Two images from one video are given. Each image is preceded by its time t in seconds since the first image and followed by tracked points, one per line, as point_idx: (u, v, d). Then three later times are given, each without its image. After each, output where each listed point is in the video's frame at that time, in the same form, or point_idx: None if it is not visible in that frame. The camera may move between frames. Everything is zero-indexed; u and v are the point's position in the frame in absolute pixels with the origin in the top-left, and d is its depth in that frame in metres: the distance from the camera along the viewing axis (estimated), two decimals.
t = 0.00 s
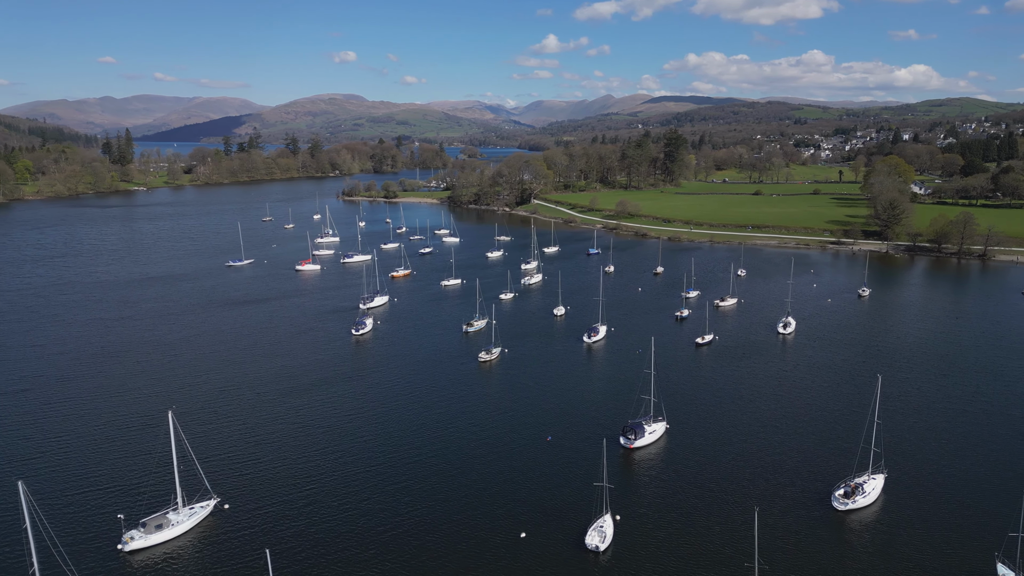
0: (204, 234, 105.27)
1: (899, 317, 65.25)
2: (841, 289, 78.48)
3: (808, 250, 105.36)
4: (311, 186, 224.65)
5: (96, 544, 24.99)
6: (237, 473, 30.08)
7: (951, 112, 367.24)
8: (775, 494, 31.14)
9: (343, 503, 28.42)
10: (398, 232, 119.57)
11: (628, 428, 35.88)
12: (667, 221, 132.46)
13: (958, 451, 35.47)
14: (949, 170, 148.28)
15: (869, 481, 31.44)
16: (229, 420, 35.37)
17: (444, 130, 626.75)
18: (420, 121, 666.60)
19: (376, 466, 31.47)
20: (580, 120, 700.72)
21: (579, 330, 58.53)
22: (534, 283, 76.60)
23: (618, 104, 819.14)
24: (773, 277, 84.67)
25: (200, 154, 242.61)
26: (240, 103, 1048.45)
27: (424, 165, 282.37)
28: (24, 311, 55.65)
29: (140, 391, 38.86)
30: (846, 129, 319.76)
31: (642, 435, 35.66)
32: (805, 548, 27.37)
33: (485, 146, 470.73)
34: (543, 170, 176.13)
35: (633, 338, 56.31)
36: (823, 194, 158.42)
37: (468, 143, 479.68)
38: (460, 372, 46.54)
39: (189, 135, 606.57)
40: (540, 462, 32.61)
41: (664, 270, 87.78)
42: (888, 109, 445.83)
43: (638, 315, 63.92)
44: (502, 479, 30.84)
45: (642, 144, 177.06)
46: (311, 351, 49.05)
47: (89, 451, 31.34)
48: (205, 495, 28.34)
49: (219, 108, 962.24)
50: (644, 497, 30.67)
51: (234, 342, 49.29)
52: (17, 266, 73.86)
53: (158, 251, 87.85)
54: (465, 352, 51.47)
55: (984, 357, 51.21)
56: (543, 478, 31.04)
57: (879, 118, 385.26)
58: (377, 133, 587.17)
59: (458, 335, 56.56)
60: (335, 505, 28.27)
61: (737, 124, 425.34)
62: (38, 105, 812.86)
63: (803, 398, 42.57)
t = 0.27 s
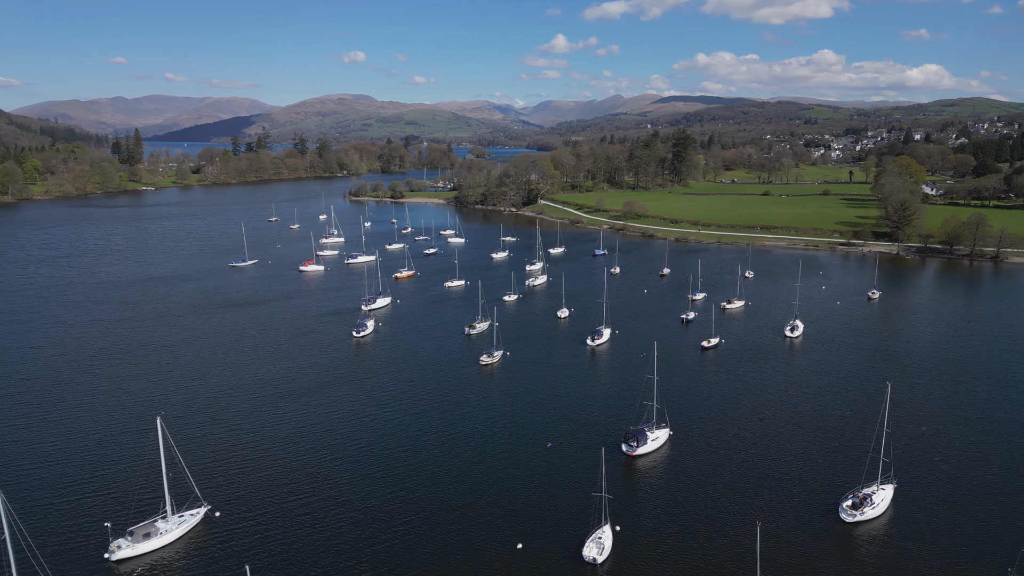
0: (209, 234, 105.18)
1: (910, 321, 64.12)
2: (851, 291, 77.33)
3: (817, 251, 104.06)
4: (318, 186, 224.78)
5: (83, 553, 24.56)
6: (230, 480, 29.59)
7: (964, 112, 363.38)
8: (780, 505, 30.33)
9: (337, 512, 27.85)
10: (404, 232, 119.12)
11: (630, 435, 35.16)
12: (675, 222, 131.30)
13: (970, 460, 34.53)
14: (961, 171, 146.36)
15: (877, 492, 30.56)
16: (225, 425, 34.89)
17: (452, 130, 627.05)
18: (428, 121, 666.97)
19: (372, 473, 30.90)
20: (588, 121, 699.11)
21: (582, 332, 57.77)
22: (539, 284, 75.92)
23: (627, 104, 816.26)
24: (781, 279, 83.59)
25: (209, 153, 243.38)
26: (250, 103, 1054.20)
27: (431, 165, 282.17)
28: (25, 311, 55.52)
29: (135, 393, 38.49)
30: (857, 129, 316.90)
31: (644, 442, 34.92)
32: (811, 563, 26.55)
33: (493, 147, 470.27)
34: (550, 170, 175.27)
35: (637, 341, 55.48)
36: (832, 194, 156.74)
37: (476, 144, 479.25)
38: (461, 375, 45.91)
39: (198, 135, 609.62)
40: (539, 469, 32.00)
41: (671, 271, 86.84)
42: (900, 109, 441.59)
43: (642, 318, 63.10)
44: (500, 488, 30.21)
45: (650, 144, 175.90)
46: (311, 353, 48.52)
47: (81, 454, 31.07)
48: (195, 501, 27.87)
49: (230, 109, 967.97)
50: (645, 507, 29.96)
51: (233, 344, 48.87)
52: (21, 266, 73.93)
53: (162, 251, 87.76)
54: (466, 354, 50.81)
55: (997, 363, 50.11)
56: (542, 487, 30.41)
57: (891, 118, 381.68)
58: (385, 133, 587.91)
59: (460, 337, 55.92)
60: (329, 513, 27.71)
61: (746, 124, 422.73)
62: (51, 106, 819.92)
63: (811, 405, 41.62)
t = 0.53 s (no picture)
0: (215, 234, 105.13)
1: (920, 324, 62.98)
2: (860, 294, 76.12)
3: (826, 253, 102.77)
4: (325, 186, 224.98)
5: (67, 563, 24.12)
6: (221, 488, 29.08)
7: (977, 112, 359.52)
8: (786, 516, 29.50)
9: (330, 522, 27.24)
10: (409, 233, 118.69)
11: (632, 442, 34.38)
12: (682, 223, 130.12)
13: (982, 470, 33.58)
14: (974, 171, 144.41)
15: (887, 503, 29.65)
16: (219, 430, 34.38)
17: (460, 130, 626.95)
18: (437, 121, 667.28)
19: (366, 481, 30.27)
20: (597, 121, 697.45)
21: (586, 335, 56.96)
22: (543, 286, 75.26)
23: (636, 104, 813.57)
24: (790, 281, 82.51)
25: (217, 154, 244.29)
26: (260, 103, 1058.89)
27: (439, 165, 281.80)
28: (25, 312, 55.33)
29: (130, 397, 38.09)
30: (868, 129, 314.01)
31: (647, 449, 34.13)
32: None
33: (502, 147, 470.24)
34: (557, 170, 174.39)
35: (641, 345, 54.70)
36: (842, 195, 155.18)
37: (485, 144, 479.52)
38: (461, 378, 45.28)
39: (208, 135, 613.23)
40: (537, 478, 31.33)
41: (677, 273, 85.93)
42: (912, 109, 437.33)
43: (648, 320, 62.24)
44: (496, 497, 29.54)
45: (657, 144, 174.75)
46: (310, 356, 48.04)
47: (72, 460, 30.72)
48: (185, 510, 27.39)
49: (241, 108, 975.05)
50: (646, 517, 29.25)
51: (233, 346, 48.42)
52: (25, 266, 73.89)
53: (167, 252, 87.68)
54: (468, 357, 50.11)
55: (1010, 368, 48.97)
56: (540, 495, 29.78)
57: (902, 118, 378.01)
58: (394, 133, 588.76)
59: (462, 339, 55.25)
60: (320, 524, 27.06)
61: (756, 124, 420.03)
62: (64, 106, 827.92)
63: (818, 412, 40.66)
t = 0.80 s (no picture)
0: (221, 235, 105.18)
1: (932, 328, 61.77)
2: (870, 297, 74.90)
3: (836, 254, 101.43)
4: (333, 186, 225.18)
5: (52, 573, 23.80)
6: (213, 495, 28.63)
7: (991, 111, 355.09)
8: (791, 529, 28.66)
9: (321, 530, 26.69)
10: (415, 233, 118.33)
11: (634, 450, 33.61)
12: (690, 223, 128.97)
13: (995, 481, 32.57)
14: (987, 172, 142.27)
15: (897, 515, 28.74)
16: (213, 436, 33.89)
17: (469, 130, 626.89)
18: (445, 121, 667.54)
19: (360, 489, 29.74)
20: (606, 121, 695.26)
21: (590, 338, 56.24)
22: (548, 288, 74.62)
23: (645, 104, 810.42)
24: (798, 283, 81.40)
25: (225, 154, 245.12)
26: (271, 103, 1063.79)
27: (447, 165, 281.53)
28: (26, 312, 55.19)
29: (126, 401, 37.74)
30: (880, 129, 310.81)
31: (649, 456, 33.34)
32: None
33: (510, 147, 469.74)
34: (564, 171, 173.57)
35: (646, 348, 53.86)
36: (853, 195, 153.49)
37: (494, 144, 479.08)
38: (462, 381, 44.70)
39: (218, 135, 616.16)
40: (535, 486, 30.69)
41: (684, 275, 84.98)
42: (925, 108, 432.84)
43: (653, 323, 61.37)
44: (492, 506, 28.90)
45: (666, 144, 173.56)
46: (311, 358, 47.62)
47: (64, 464, 30.45)
48: (174, 518, 26.97)
49: (250, 108, 979.92)
50: (647, 527, 28.54)
51: (232, 348, 48.09)
52: (29, 266, 73.95)
53: (172, 252, 87.71)
54: (469, 360, 49.51)
55: None
56: (538, 504, 29.18)
57: (915, 117, 374.11)
58: (402, 133, 589.39)
59: (464, 342, 54.63)
60: (311, 532, 26.54)
61: (766, 124, 417.24)
62: (76, 106, 834.86)
63: (826, 419, 39.69)
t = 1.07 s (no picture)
0: (226, 235, 105.08)
1: (942, 332, 60.66)
2: (880, 299, 73.74)
3: (845, 256, 100.13)
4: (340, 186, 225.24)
5: None
6: (204, 501, 28.23)
7: (1005, 111, 350.82)
8: (797, 541, 27.85)
9: (312, 540, 26.22)
10: (420, 234, 117.88)
11: (636, 457, 32.82)
12: (698, 224, 127.88)
13: (1009, 492, 31.62)
14: (1001, 172, 140.26)
15: (906, 527, 27.90)
16: (207, 441, 33.41)
17: (477, 130, 626.52)
18: (454, 121, 667.72)
19: (354, 496, 29.23)
20: (614, 121, 693.29)
21: (594, 341, 55.48)
22: (552, 290, 73.94)
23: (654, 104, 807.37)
24: (807, 285, 80.30)
25: (234, 154, 245.80)
26: (280, 103, 1067.72)
27: (454, 165, 281.10)
28: (27, 312, 54.99)
29: (121, 405, 37.36)
30: (891, 129, 307.73)
31: (651, 465, 32.57)
32: None
33: (518, 147, 469.21)
34: (571, 171, 172.68)
35: (651, 351, 53.06)
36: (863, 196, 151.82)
37: (502, 144, 478.82)
38: (463, 385, 44.08)
39: (228, 135, 619.05)
40: (533, 495, 30.08)
41: (690, 276, 84.02)
42: (937, 108, 428.50)
43: (658, 326, 60.55)
44: (488, 516, 28.34)
45: (674, 144, 172.37)
46: (310, 360, 47.15)
47: (54, 470, 30.18)
48: (163, 527, 26.57)
49: (260, 109, 984.41)
50: (648, 538, 27.83)
51: (232, 350, 47.70)
52: (33, 266, 73.87)
53: (177, 252, 87.64)
54: (471, 363, 48.85)
55: None
56: (534, 514, 28.58)
57: (927, 117, 370.39)
58: (410, 134, 589.85)
59: (466, 344, 53.91)
60: (302, 542, 26.07)
61: (776, 124, 414.45)
62: (88, 107, 841.67)
63: (835, 426, 38.75)
